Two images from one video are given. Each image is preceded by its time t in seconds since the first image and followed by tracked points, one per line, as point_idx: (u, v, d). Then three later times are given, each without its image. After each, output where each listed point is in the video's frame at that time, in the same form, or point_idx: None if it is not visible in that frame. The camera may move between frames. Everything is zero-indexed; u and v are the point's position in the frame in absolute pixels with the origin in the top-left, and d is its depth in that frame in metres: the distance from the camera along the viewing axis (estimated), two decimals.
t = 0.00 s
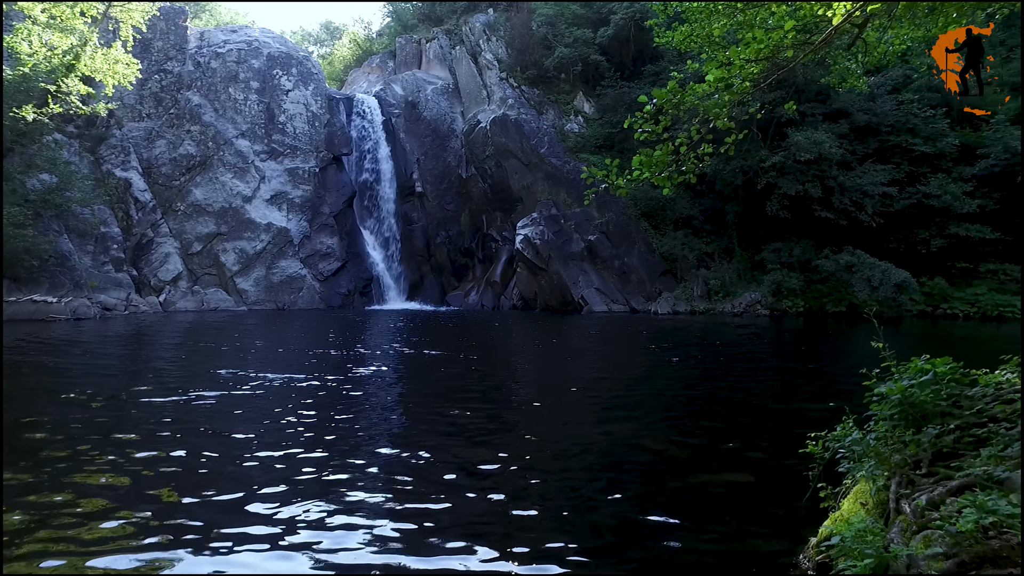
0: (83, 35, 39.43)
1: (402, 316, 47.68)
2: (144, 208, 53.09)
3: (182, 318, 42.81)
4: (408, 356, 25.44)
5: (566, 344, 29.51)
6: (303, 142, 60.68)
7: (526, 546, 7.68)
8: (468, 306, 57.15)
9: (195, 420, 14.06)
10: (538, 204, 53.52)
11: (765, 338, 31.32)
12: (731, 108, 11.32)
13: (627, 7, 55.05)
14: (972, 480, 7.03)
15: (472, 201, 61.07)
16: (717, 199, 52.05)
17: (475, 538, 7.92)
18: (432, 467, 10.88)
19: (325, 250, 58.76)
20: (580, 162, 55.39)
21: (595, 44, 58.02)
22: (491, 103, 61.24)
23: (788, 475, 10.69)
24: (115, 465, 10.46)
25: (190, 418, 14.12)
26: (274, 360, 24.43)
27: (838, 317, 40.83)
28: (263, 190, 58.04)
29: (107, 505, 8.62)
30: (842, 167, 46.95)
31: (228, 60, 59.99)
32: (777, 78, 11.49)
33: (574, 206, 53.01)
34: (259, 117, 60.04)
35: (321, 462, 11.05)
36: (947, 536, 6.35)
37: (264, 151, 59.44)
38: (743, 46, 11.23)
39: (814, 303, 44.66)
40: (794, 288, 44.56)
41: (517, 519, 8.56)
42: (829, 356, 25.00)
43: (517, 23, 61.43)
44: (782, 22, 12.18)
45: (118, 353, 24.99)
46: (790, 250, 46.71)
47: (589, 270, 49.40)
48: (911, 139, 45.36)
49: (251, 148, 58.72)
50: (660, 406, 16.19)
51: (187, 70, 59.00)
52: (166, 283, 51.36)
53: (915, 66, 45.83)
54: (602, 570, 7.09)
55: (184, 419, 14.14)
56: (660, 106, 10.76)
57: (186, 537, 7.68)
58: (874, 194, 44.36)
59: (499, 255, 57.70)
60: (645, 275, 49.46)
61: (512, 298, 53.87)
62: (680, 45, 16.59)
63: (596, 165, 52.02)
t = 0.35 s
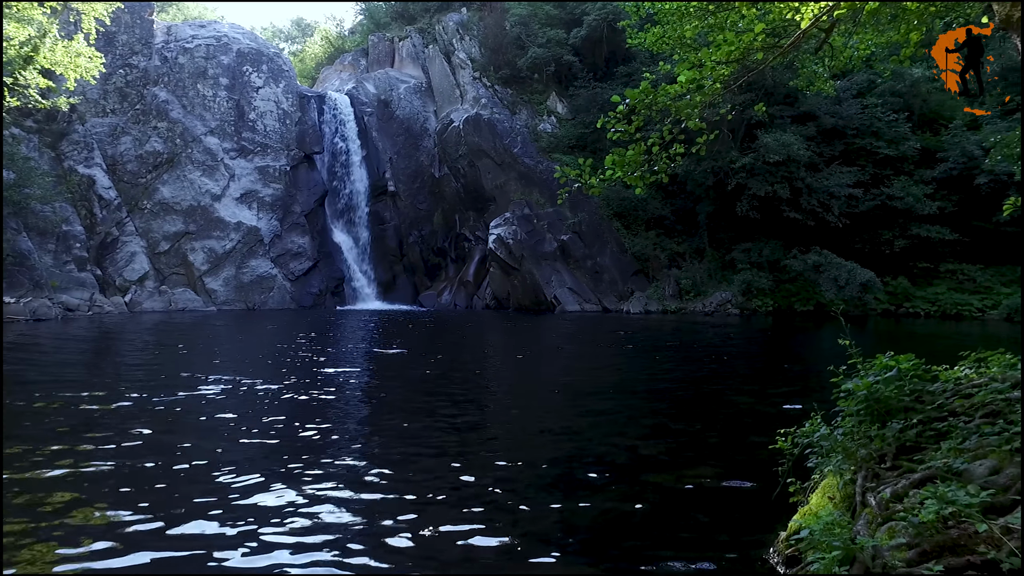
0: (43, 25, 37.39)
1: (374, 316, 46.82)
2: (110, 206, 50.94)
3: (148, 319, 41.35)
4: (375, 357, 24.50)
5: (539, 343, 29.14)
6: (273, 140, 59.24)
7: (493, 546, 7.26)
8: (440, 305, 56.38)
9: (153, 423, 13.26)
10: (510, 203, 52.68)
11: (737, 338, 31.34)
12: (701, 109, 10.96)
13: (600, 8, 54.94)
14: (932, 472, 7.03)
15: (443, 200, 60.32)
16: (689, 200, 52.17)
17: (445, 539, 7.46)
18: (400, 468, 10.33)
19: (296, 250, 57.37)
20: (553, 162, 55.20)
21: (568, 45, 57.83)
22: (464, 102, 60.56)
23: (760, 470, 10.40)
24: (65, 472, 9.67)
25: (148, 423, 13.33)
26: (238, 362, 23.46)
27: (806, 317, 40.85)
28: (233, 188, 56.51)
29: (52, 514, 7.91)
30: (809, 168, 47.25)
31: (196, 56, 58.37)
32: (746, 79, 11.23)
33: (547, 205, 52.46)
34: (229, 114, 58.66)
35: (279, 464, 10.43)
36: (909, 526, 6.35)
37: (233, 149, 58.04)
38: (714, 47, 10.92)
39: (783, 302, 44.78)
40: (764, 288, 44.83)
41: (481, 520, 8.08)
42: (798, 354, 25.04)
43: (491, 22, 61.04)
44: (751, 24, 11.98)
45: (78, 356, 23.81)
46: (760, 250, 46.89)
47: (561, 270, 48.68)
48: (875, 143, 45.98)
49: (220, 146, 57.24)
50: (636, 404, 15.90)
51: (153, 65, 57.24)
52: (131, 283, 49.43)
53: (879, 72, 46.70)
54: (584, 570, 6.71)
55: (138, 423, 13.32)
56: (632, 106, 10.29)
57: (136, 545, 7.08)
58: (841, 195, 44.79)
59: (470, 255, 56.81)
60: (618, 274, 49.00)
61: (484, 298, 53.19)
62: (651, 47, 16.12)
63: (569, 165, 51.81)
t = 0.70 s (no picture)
0: None
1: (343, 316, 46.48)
2: (67, 204, 49.20)
3: (110, 321, 40.46)
4: (345, 358, 24.41)
5: (508, 343, 29.46)
6: (240, 138, 58.54)
7: (466, 548, 7.50)
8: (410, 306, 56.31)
9: (121, 428, 13.12)
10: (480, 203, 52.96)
11: (703, 336, 32.10)
12: (669, 110, 11.40)
13: (571, 10, 55.45)
14: (893, 467, 7.40)
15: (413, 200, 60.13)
16: (658, 201, 53.03)
17: (421, 543, 7.65)
18: (373, 470, 10.48)
19: (263, 249, 56.98)
20: (523, 162, 55.56)
21: (538, 45, 58.21)
22: (434, 102, 60.56)
23: (724, 468, 10.80)
24: (32, 479, 9.60)
25: (116, 428, 13.20)
26: (204, 364, 23.15)
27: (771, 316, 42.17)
28: (198, 187, 55.59)
29: (21, 526, 7.87)
30: (774, 170, 48.49)
31: (160, 51, 57.09)
32: (713, 83, 11.71)
33: (517, 205, 52.88)
34: (194, 111, 57.57)
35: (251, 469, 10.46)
36: (870, 520, 6.60)
37: (198, 147, 57.14)
38: (682, 52, 11.35)
39: (749, 302, 45.89)
40: (730, 287, 45.82)
41: (453, 522, 8.33)
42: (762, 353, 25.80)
43: (461, 21, 61.03)
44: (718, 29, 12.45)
45: (36, 359, 23.29)
46: (727, 251, 47.96)
47: (531, 270, 49.08)
48: (838, 146, 47.47)
49: (185, 143, 56.22)
50: (602, 403, 16.31)
51: (114, 58, 55.45)
52: (91, 283, 48.13)
53: (842, 77, 48.26)
54: (557, 569, 7.01)
55: (105, 428, 13.17)
56: (602, 108, 10.69)
57: (109, 555, 7.10)
58: (805, 197, 46.10)
59: (441, 255, 56.71)
60: (587, 275, 49.65)
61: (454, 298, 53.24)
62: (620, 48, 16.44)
63: (539, 165, 52.26)
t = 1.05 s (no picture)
0: None
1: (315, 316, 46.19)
2: (26, 202, 48.08)
3: (73, 321, 39.49)
4: (318, 359, 24.28)
5: (482, 343, 29.64)
6: (209, 136, 57.39)
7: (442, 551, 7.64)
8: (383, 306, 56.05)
9: (88, 435, 12.90)
10: (453, 203, 52.94)
11: (674, 335, 32.65)
12: (642, 111, 11.64)
13: (544, 11, 55.86)
14: (858, 462, 7.77)
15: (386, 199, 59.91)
16: (629, 202, 53.57)
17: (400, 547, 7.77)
18: (349, 475, 10.55)
19: (233, 249, 55.57)
20: (496, 162, 55.71)
21: (511, 46, 58.49)
22: (407, 101, 60.45)
23: (694, 467, 11.11)
24: None
25: (83, 434, 13.00)
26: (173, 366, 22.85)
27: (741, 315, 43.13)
28: (166, 185, 54.46)
29: None
30: (744, 172, 49.51)
31: (124, 45, 55.70)
32: (685, 85, 12.04)
33: (490, 205, 53.01)
34: (161, 108, 56.26)
35: (224, 475, 10.43)
36: (836, 515, 6.90)
37: (166, 144, 55.73)
38: (655, 54, 11.64)
39: (720, 302, 46.76)
40: (701, 287, 46.72)
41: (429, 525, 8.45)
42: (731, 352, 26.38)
43: (434, 21, 60.48)
44: (690, 32, 12.80)
45: None
46: (698, 252, 48.34)
47: (504, 270, 49.31)
48: (806, 148, 48.73)
49: (152, 140, 54.89)
50: (576, 403, 16.57)
51: (75, 52, 54.51)
52: (53, 283, 47.18)
53: (809, 81, 49.54)
54: (531, 570, 7.19)
55: (72, 434, 12.96)
56: (575, 109, 10.89)
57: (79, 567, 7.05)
58: (774, 198, 47.15)
59: (414, 255, 56.52)
60: (560, 275, 50.04)
61: (427, 298, 53.12)
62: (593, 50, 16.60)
63: (512, 165, 52.49)
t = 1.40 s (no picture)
0: None
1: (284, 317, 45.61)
2: None
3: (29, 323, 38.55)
4: (287, 360, 23.99)
5: (453, 343, 29.69)
6: (173, 133, 55.83)
7: (412, 552, 7.69)
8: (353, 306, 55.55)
9: (49, 440, 12.56)
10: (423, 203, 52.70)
11: (643, 334, 33.10)
12: (612, 111, 11.96)
13: (515, 11, 56.13)
14: (822, 457, 8.05)
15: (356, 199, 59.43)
16: (599, 202, 54.01)
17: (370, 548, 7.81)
18: (320, 477, 10.57)
19: (198, 249, 54.71)
20: (467, 162, 55.54)
21: (482, 45, 58.54)
22: (377, 99, 60.08)
23: (663, 465, 11.39)
24: None
25: (44, 437, 12.84)
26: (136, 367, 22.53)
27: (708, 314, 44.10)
28: (128, 183, 53.18)
29: None
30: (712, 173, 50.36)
31: (83, 37, 54.21)
32: (654, 86, 12.41)
33: (460, 205, 52.47)
34: (123, 103, 54.77)
35: (192, 480, 10.29)
36: (802, 509, 6.97)
37: (128, 140, 54.42)
38: (625, 55, 11.97)
39: (689, 301, 47.58)
40: (670, 287, 47.59)
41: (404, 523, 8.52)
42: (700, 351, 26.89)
43: (403, 19, 59.76)
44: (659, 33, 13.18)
45: None
46: (667, 251, 49.54)
47: (475, 270, 49.26)
48: (771, 150, 50.07)
49: (113, 136, 53.43)
50: (548, 403, 16.73)
51: (30, 42, 52.23)
52: (9, 283, 46.75)
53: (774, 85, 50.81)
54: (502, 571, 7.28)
55: (30, 440, 12.60)
56: (546, 108, 11.12)
57: None
58: (741, 199, 48.17)
59: (384, 255, 56.12)
60: (530, 275, 50.16)
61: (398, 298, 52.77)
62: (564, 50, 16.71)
63: (482, 165, 52.47)
